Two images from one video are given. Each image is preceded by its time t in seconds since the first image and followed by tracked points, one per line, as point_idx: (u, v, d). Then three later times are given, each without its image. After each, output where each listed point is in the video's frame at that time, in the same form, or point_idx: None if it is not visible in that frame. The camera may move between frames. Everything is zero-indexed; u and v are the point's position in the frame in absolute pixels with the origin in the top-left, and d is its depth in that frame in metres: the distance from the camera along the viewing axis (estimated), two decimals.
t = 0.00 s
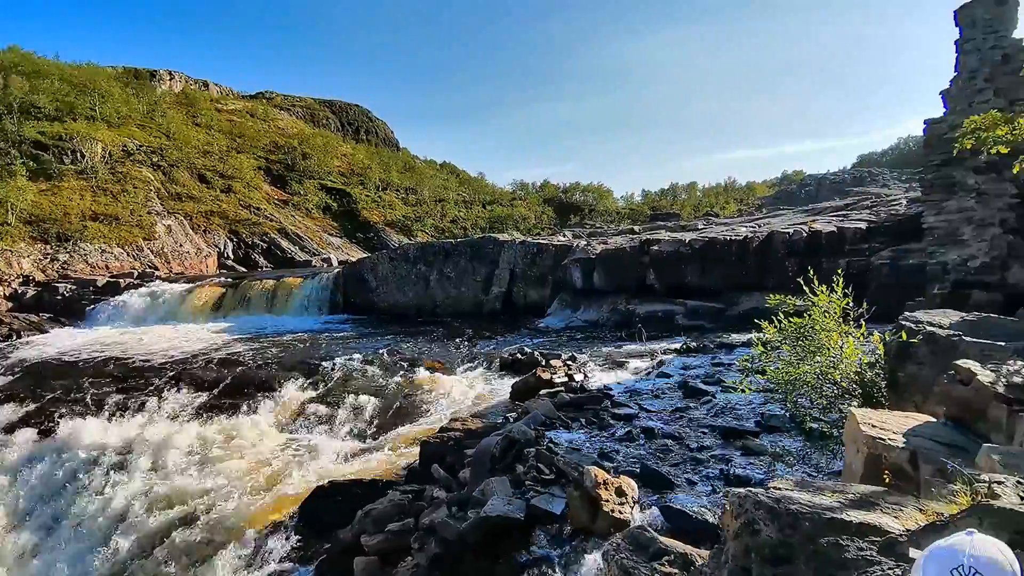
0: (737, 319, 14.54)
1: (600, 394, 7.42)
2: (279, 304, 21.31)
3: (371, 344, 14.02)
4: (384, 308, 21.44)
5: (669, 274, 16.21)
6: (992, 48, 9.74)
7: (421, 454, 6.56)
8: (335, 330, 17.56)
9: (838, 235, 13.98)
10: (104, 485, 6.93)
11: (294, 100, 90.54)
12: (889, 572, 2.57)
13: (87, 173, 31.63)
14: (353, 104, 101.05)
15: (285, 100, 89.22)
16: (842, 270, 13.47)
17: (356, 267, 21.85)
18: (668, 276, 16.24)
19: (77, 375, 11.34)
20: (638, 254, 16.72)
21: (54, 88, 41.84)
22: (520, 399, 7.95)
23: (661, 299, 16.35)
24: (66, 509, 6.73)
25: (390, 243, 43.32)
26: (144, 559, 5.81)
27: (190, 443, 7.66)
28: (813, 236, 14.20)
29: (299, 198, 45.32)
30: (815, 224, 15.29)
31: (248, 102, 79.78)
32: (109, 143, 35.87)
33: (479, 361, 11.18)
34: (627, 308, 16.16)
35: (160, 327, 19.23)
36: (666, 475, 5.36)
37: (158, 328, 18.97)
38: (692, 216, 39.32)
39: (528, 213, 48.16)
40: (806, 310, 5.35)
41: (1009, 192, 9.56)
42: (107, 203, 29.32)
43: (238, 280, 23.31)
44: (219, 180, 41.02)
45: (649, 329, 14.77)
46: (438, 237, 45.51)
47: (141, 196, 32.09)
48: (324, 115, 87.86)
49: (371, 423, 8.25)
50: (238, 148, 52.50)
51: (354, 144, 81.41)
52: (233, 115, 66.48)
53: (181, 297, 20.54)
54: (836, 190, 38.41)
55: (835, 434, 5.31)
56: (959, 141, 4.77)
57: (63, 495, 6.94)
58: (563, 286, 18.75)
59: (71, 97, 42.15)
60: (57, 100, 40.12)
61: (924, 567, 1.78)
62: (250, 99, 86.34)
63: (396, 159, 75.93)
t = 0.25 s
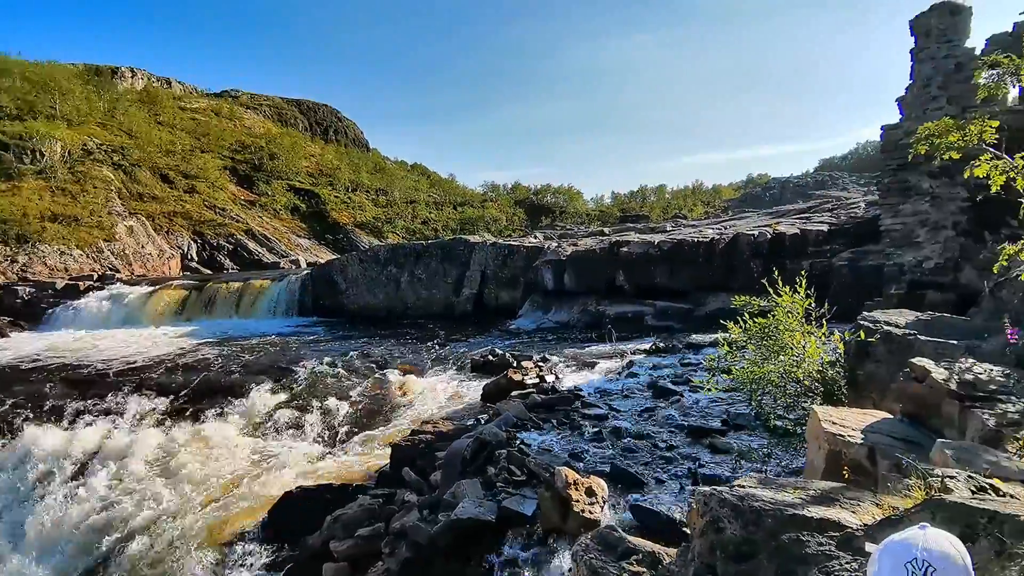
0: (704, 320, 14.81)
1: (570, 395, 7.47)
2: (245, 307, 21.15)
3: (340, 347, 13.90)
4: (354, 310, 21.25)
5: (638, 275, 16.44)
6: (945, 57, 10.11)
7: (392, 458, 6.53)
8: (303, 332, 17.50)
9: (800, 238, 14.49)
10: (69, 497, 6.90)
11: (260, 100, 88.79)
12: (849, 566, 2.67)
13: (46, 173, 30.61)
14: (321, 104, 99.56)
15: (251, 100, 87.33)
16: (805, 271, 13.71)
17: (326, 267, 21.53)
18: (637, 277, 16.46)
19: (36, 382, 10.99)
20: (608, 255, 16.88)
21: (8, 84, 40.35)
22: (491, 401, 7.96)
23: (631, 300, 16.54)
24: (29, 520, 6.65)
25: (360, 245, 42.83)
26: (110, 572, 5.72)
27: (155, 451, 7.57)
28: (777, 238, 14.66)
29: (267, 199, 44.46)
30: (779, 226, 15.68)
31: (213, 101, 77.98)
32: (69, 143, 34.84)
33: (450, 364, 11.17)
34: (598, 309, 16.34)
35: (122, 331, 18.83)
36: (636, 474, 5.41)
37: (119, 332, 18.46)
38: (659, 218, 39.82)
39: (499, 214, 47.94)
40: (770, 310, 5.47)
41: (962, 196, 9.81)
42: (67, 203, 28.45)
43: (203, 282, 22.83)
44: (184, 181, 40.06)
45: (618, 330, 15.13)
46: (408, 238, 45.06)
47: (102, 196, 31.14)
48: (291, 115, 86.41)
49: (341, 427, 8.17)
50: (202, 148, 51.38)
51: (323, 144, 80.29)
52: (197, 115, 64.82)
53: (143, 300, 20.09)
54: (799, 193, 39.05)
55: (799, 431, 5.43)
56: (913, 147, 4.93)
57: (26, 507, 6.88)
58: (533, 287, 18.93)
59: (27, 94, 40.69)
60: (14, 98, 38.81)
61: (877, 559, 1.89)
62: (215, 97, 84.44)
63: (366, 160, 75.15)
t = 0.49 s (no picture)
0: (674, 322, 14.96)
1: (542, 397, 7.51)
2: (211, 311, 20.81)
3: (310, 352, 13.75)
4: (324, 314, 20.96)
5: (608, 277, 16.61)
6: (901, 67, 10.48)
7: (362, 463, 6.46)
8: (270, 337, 17.27)
9: (765, 240, 15.01)
10: (29, 507, 6.73)
11: (226, 100, 86.90)
12: (810, 563, 2.68)
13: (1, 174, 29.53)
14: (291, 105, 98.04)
15: (216, 100, 85.17)
16: (772, 272, 14.28)
17: (295, 270, 21.07)
18: (607, 279, 16.62)
19: None
20: (579, 258, 17.02)
21: None
22: (462, 404, 7.94)
23: (602, 302, 16.70)
24: None
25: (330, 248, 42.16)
26: None
27: (118, 459, 7.40)
28: (743, 242, 15.10)
29: (233, 201, 43.43)
30: (745, 229, 16.06)
31: (177, 101, 76.13)
32: (28, 143, 33.83)
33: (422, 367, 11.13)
34: (569, 311, 16.44)
35: (80, 336, 18.39)
36: (607, 475, 5.45)
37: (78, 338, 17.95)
38: (628, 222, 40.25)
39: (470, 217, 47.66)
40: (736, 313, 5.58)
41: (917, 201, 10.27)
42: (25, 205, 27.51)
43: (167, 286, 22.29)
44: (147, 182, 38.98)
45: (589, 332, 15.18)
46: (379, 241, 44.52)
47: (63, 198, 30.17)
48: (259, 116, 84.80)
49: (310, 432, 8.08)
50: (166, 149, 50.12)
51: (292, 147, 79.04)
52: (159, 114, 63.00)
53: (104, 304, 19.66)
54: (764, 197, 39.64)
55: (764, 430, 5.55)
56: (872, 153, 5.05)
57: None
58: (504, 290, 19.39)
59: None
60: None
61: (837, 555, 1.89)
62: (180, 97, 82.42)
63: (336, 162, 74.25)
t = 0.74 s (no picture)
0: (643, 323, 15.16)
1: (512, 399, 7.53)
2: (175, 314, 20.45)
3: (277, 355, 13.57)
4: (291, 316, 20.85)
5: (578, 278, 16.73)
6: (859, 75, 10.81)
7: (330, 468, 6.38)
8: (237, 340, 17.10)
9: (730, 243, 15.08)
10: None
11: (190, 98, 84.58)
12: (771, 558, 2.70)
13: None
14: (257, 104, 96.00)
15: (178, 98, 82.74)
16: (734, 275, 14.33)
17: (262, 272, 20.89)
18: (577, 281, 16.74)
19: None
20: (549, 260, 17.13)
21: None
22: (432, 406, 7.92)
23: (571, 303, 16.71)
24: None
25: (298, 250, 41.33)
26: None
27: (78, 467, 7.19)
28: (709, 245, 15.22)
29: (196, 202, 42.14)
30: (711, 230, 16.32)
31: (138, 98, 73.81)
32: None
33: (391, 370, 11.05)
34: (540, 313, 16.64)
35: (36, 341, 17.83)
36: (576, 476, 5.47)
37: (34, 342, 17.37)
38: (597, 223, 40.52)
39: (440, 218, 47.27)
40: (701, 314, 5.70)
41: (874, 204, 10.48)
42: None
43: (127, 288, 21.74)
44: (107, 181, 37.74)
45: (559, 333, 15.50)
46: (347, 242, 43.73)
47: (18, 198, 29.04)
48: (224, 115, 82.70)
49: (276, 436, 7.98)
50: (127, 147, 48.57)
51: (258, 146, 77.36)
52: (118, 112, 60.97)
53: (62, 307, 19.08)
54: (729, 200, 40.17)
55: (729, 428, 5.67)
56: (830, 157, 5.18)
57: None
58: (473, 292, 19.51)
59: None
60: None
61: (794, 552, 1.93)
62: (141, 95, 79.94)
63: (304, 163, 72.99)
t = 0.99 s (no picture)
0: (609, 324, 15.35)
1: (480, 400, 7.53)
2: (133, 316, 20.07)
3: (240, 359, 13.35)
4: (255, 318, 20.68)
5: (546, 279, 16.85)
6: (816, 82, 11.15)
7: (295, 473, 6.27)
8: (200, 343, 16.93)
9: (695, 244, 15.08)
10: None
11: (149, 95, 81.85)
12: (731, 554, 2.75)
13: None
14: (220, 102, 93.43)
15: (136, 94, 79.85)
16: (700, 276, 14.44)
17: (224, 274, 20.69)
18: (544, 282, 16.89)
19: None
20: (517, 261, 17.20)
21: None
22: (400, 409, 7.87)
23: (539, 304, 16.97)
24: None
25: (262, 251, 40.27)
26: None
27: (31, 476, 6.94)
28: (675, 246, 15.30)
29: (155, 201, 40.57)
30: (677, 232, 16.55)
31: (93, 94, 71.04)
32: None
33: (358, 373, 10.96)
34: (508, 314, 16.77)
35: None
36: (544, 476, 5.49)
37: None
38: (564, 225, 40.74)
39: (408, 218, 46.65)
40: (666, 314, 5.82)
41: (831, 207, 10.80)
42: None
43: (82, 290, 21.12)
44: (61, 180, 36.29)
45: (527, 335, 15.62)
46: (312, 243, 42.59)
47: None
48: (183, 111, 80.04)
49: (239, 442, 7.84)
50: (81, 145, 46.73)
51: (221, 145, 75.30)
52: (73, 109, 58.67)
53: (14, 311, 18.46)
54: (693, 203, 41.00)
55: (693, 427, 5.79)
56: (789, 162, 5.33)
57: None
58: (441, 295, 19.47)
59: None
60: None
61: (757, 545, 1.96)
62: (96, 91, 77.04)
63: (269, 163, 71.40)
